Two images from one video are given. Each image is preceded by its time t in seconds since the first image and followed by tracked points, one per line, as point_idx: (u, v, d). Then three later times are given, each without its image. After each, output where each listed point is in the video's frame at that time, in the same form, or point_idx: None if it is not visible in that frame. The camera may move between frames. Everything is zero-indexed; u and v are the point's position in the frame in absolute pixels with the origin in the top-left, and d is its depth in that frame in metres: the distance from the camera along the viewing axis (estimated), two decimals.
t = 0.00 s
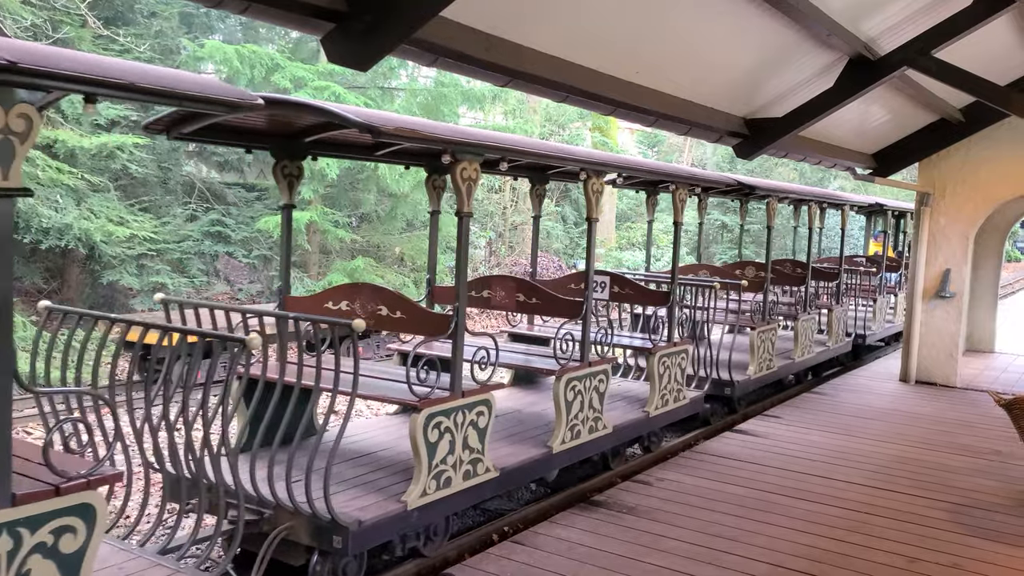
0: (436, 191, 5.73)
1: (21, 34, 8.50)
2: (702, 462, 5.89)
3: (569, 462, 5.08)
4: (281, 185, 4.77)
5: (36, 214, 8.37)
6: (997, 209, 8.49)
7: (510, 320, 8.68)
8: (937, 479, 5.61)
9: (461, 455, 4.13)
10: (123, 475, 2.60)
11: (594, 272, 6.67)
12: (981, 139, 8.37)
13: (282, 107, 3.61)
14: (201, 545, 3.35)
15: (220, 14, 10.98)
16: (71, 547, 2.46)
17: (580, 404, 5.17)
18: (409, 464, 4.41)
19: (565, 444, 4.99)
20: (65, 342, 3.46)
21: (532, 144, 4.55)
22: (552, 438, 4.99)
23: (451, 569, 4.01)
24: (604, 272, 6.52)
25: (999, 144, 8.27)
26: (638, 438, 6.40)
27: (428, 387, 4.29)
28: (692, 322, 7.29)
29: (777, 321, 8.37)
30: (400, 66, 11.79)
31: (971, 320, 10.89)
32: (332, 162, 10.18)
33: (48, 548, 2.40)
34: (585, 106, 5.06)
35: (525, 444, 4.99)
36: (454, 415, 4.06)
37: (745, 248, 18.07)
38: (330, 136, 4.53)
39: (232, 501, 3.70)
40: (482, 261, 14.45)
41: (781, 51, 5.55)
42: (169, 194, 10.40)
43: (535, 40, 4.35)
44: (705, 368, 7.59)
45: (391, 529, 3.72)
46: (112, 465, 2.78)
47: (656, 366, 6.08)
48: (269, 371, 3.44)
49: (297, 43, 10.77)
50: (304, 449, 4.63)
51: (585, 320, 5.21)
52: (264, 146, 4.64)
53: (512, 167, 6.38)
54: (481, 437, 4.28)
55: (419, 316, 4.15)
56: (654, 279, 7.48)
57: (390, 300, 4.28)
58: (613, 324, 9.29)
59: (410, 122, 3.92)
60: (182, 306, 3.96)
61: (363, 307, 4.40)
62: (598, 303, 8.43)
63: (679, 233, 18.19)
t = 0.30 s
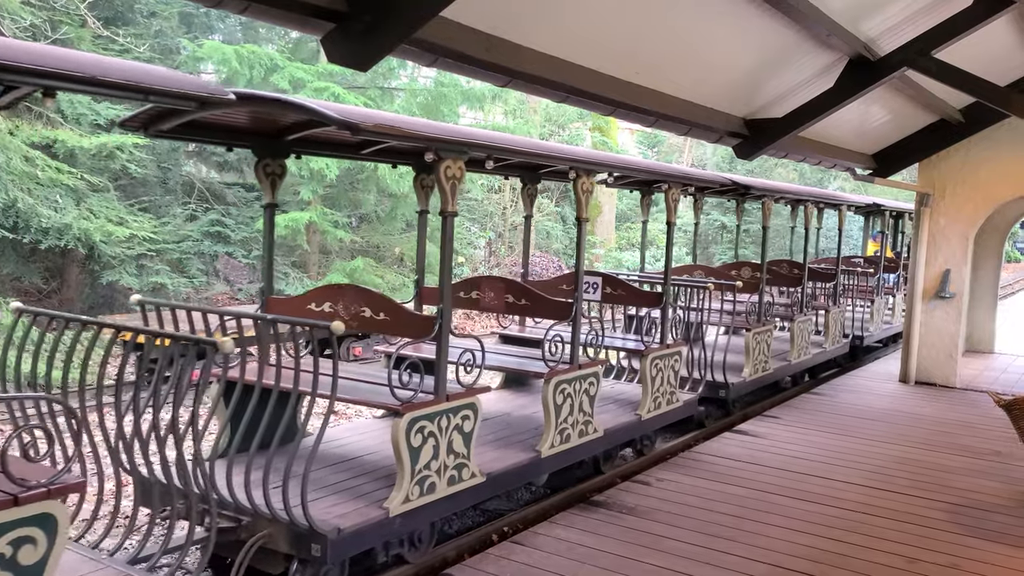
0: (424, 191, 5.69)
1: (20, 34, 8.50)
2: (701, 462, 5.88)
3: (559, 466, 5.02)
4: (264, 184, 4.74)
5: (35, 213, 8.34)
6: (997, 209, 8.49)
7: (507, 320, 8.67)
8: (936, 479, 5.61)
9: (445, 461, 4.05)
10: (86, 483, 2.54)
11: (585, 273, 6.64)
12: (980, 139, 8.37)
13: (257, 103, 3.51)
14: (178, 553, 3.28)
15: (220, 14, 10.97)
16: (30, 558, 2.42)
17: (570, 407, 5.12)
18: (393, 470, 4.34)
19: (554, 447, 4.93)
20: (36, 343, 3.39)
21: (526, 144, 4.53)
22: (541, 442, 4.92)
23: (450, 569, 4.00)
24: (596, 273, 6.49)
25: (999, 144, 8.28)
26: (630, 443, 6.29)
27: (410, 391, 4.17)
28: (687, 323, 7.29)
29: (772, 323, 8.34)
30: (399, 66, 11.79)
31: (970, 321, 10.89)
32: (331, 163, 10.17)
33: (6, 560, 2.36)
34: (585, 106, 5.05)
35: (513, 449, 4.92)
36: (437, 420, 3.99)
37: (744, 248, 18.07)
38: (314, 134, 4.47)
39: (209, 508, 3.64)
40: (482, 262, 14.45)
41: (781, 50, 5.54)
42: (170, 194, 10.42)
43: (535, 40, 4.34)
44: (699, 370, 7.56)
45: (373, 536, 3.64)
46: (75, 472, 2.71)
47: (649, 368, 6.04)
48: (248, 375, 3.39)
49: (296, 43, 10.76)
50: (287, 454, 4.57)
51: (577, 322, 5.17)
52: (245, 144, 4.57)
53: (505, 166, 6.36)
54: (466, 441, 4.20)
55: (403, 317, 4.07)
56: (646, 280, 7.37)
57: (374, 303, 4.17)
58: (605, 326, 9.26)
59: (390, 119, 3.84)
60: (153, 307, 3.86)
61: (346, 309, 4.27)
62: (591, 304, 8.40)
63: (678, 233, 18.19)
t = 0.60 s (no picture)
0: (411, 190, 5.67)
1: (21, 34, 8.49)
2: (701, 463, 5.89)
3: (549, 470, 5.00)
4: (248, 183, 4.64)
5: (36, 214, 8.33)
6: (997, 210, 8.50)
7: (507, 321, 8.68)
8: (936, 479, 5.61)
9: (431, 465, 4.02)
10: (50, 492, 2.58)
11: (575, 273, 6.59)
12: (980, 140, 8.38)
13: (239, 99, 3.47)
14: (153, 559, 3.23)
15: (220, 14, 10.97)
16: None
17: (561, 410, 5.10)
18: (378, 474, 4.29)
19: (543, 452, 4.92)
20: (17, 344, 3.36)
21: (523, 145, 4.52)
22: (531, 446, 4.90)
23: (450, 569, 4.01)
24: (591, 274, 6.45)
25: (998, 145, 8.28)
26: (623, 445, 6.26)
27: (394, 394, 4.11)
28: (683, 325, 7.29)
29: (767, 325, 8.32)
30: (399, 66, 11.79)
31: (970, 321, 10.90)
32: (331, 163, 10.16)
33: None
34: (586, 106, 5.05)
35: (502, 453, 4.91)
36: (424, 424, 3.95)
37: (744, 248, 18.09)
38: (298, 133, 4.44)
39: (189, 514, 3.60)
40: (481, 262, 14.45)
41: (781, 51, 5.53)
42: (170, 194, 10.43)
43: (535, 41, 4.35)
44: (694, 372, 7.54)
45: (355, 543, 3.59)
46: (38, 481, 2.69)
47: (642, 370, 6.02)
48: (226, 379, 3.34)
49: (296, 43, 10.75)
50: (276, 458, 4.55)
51: (568, 323, 5.15)
52: (229, 142, 4.52)
53: (496, 166, 6.35)
54: (452, 446, 4.16)
55: (388, 319, 4.05)
56: (639, 280, 7.31)
57: (359, 304, 4.15)
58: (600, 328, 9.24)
59: (372, 117, 3.79)
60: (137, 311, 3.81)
61: (330, 310, 4.22)
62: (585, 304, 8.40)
63: (680, 233, 18.21)
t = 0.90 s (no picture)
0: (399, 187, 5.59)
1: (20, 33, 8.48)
2: (700, 462, 5.89)
3: (539, 473, 5.00)
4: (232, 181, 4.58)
5: (34, 214, 8.32)
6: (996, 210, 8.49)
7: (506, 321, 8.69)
8: (936, 479, 5.62)
9: (418, 469, 3.96)
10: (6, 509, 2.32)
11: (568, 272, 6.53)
12: (980, 139, 8.38)
13: (221, 97, 3.42)
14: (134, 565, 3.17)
15: (220, 14, 10.97)
16: None
17: (552, 413, 5.08)
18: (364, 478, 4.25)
19: (533, 455, 4.90)
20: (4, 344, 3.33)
21: (519, 145, 4.52)
22: (521, 449, 4.89)
23: (449, 569, 4.01)
24: (582, 275, 6.37)
25: (998, 145, 8.28)
26: (617, 447, 6.24)
27: (379, 397, 4.04)
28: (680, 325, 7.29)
29: (764, 325, 8.31)
30: (399, 66, 11.80)
31: (969, 321, 10.91)
32: (330, 163, 10.17)
33: None
34: (586, 106, 5.06)
35: (493, 456, 4.91)
36: (409, 427, 3.89)
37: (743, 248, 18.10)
38: (283, 131, 4.41)
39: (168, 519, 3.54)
40: (481, 262, 14.46)
41: (781, 51, 5.53)
42: (169, 194, 10.43)
43: (533, 41, 4.35)
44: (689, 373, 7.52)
45: (338, 549, 3.54)
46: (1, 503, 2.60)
47: (636, 371, 6.00)
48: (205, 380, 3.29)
49: (296, 43, 10.74)
50: (260, 461, 4.52)
51: (560, 325, 5.12)
52: (211, 140, 4.45)
53: (487, 165, 6.33)
54: (439, 449, 4.11)
55: (375, 319, 4.00)
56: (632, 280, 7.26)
57: (346, 305, 4.09)
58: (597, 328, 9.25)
59: (354, 113, 3.71)
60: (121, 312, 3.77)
61: (316, 311, 4.17)
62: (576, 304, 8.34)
63: (680, 234, 18.23)
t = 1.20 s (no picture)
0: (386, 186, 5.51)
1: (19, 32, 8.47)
2: (699, 462, 5.88)
3: (532, 475, 5.00)
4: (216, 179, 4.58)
5: (33, 213, 8.32)
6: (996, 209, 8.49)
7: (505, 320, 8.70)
8: (935, 479, 5.62)
9: (405, 472, 3.94)
10: None
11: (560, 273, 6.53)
12: (980, 139, 8.37)
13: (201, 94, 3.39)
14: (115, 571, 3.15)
15: (219, 14, 10.97)
16: None
17: (542, 415, 5.07)
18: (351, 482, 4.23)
19: (524, 458, 4.89)
20: None
21: (517, 145, 4.52)
22: (512, 451, 4.89)
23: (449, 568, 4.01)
24: (576, 274, 6.39)
25: (998, 145, 8.27)
26: (611, 449, 6.24)
27: (365, 399, 4.02)
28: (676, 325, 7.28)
29: (760, 325, 8.30)
30: (398, 65, 11.80)
31: (968, 321, 10.91)
32: (331, 163, 10.17)
33: None
34: (585, 105, 5.05)
35: (485, 458, 4.90)
36: (396, 430, 3.87)
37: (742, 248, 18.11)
38: (268, 128, 4.39)
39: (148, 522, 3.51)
40: (480, 261, 14.47)
41: (780, 50, 5.54)
42: (168, 194, 10.44)
43: (532, 41, 4.35)
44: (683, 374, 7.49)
45: (323, 555, 3.52)
46: None
47: (629, 371, 5.98)
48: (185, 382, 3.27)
49: (295, 43, 10.73)
50: (243, 463, 4.50)
51: (551, 326, 5.11)
52: (196, 137, 4.44)
53: (479, 164, 6.31)
54: (427, 452, 4.09)
55: (359, 319, 4.00)
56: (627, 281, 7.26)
57: (330, 305, 4.09)
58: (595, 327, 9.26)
59: (342, 112, 3.70)
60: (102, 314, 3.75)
61: (301, 312, 4.14)
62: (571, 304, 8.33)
63: (679, 233, 18.25)
